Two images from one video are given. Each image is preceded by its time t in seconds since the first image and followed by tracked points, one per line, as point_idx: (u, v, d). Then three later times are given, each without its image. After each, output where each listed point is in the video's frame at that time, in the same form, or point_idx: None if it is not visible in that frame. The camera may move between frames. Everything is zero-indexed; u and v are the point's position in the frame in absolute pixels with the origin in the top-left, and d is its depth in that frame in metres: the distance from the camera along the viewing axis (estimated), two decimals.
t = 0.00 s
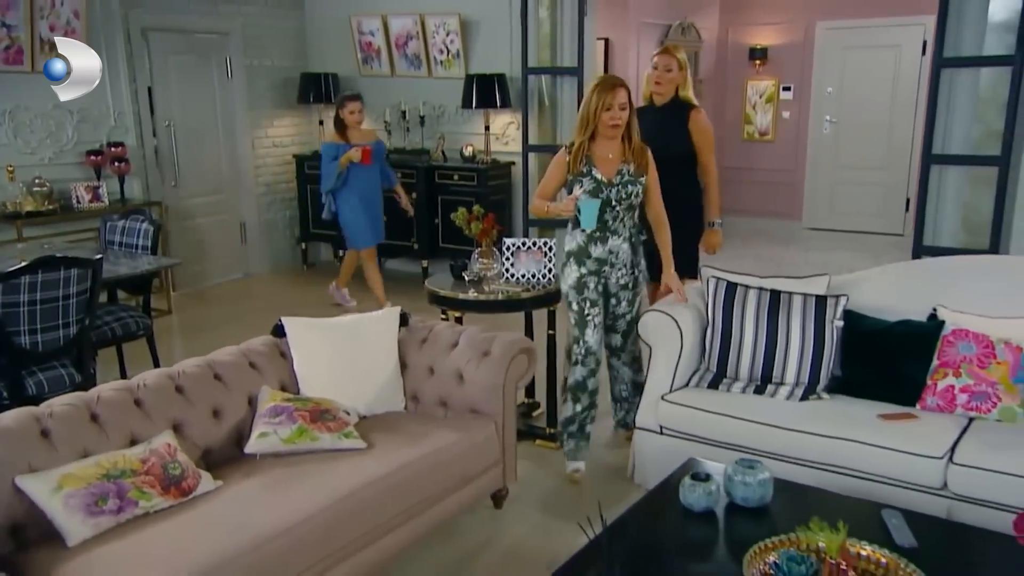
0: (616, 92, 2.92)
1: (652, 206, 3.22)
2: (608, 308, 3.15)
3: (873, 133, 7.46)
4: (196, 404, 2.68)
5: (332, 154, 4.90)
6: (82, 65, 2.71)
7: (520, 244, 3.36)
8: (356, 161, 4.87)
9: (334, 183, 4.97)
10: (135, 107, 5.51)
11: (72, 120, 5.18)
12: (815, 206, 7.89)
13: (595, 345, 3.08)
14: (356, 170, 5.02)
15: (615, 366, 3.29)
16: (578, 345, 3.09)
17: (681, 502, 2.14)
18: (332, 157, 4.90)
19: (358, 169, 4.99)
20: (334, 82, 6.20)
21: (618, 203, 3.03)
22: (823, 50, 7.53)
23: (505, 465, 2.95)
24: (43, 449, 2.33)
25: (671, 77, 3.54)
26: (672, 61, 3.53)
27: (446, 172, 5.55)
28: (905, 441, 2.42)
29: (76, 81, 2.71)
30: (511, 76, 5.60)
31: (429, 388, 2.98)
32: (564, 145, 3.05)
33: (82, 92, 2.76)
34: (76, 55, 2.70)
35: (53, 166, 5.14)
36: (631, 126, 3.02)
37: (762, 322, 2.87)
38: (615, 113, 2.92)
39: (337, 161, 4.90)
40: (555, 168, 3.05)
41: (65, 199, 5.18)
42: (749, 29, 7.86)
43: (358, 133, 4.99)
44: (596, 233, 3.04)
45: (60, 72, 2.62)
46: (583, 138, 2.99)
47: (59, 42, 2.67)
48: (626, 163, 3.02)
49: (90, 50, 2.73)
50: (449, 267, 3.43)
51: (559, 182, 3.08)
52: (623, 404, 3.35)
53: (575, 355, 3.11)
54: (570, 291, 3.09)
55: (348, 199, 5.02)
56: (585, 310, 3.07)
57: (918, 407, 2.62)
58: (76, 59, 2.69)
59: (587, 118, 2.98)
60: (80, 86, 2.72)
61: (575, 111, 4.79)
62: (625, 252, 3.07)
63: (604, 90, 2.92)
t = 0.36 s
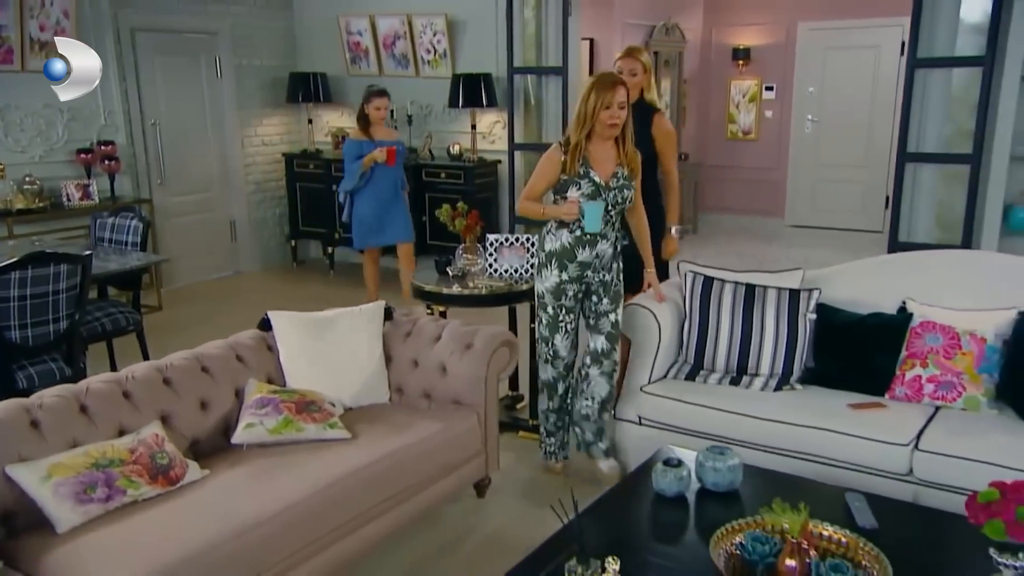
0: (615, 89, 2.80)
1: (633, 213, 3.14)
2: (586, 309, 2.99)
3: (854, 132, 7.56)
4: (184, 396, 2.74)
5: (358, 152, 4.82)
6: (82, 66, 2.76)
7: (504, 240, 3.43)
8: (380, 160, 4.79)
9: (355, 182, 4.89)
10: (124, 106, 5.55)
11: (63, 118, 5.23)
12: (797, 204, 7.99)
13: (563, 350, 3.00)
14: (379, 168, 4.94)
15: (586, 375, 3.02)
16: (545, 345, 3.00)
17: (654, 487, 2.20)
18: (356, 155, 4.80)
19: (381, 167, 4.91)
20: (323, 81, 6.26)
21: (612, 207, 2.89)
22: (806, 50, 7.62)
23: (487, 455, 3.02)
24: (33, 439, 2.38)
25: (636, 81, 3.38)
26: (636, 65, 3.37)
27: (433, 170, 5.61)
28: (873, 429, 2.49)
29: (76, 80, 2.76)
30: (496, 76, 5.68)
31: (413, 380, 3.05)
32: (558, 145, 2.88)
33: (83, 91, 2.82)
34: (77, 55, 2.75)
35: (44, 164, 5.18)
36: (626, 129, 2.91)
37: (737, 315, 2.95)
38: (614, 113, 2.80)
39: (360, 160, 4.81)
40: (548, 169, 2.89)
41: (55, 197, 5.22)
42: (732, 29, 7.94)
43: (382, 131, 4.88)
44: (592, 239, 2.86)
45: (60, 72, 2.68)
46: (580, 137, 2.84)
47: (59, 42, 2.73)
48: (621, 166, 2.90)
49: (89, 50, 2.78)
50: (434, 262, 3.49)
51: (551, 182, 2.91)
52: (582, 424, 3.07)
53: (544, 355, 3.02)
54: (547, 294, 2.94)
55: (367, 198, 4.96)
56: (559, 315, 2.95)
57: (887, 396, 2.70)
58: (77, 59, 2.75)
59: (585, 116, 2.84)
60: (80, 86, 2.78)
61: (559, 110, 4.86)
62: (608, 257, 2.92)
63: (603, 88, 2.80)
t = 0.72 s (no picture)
0: (636, 91, 2.67)
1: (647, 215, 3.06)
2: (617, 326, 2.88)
3: (837, 132, 7.66)
4: (173, 389, 2.79)
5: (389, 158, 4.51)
6: (82, 66, 2.83)
7: (488, 237, 3.49)
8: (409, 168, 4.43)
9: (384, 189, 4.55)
10: (115, 105, 5.60)
11: (54, 118, 5.27)
12: (781, 203, 8.07)
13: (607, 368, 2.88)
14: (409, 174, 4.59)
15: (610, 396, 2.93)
16: (585, 367, 2.88)
17: (630, 475, 2.27)
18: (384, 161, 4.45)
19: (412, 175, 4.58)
20: (313, 81, 6.32)
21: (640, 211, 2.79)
22: (789, 51, 7.70)
23: (471, 447, 3.09)
24: (25, 431, 2.43)
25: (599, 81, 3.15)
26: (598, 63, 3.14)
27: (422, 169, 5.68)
28: (841, 419, 2.58)
29: (76, 80, 2.83)
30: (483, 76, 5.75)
31: (398, 374, 3.11)
32: (580, 151, 2.73)
33: (82, 91, 2.88)
34: (77, 55, 2.82)
35: (36, 163, 5.22)
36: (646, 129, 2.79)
37: (714, 309, 3.02)
38: (636, 115, 2.68)
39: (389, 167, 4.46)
40: (572, 179, 2.74)
41: (47, 195, 5.26)
42: (717, 30, 8.02)
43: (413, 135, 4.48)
44: (626, 249, 2.76)
45: (60, 71, 2.77)
46: (603, 142, 2.69)
47: (60, 42, 2.80)
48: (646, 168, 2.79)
49: (90, 50, 2.86)
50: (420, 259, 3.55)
51: (577, 192, 2.76)
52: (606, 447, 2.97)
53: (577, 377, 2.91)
54: (581, 310, 2.83)
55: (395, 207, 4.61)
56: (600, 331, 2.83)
57: (859, 388, 2.79)
58: (76, 59, 2.81)
59: (605, 120, 2.69)
60: (80, 86, 2.85)
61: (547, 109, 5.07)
62: (639, 264, 2.82)
63: (622, 91, 2.66)
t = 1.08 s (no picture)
0: (674, 93, 2.44)
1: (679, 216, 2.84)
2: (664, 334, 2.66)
3: (823, 130, 7.73)
4: (166, 382, 2.84)
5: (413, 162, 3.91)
6: (82, 66, 2.89)
7: (476, 234, 3.54)
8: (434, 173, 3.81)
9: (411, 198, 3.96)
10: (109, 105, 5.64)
11: (48, 117, 5.32)
12: (768, 201, 8.14)
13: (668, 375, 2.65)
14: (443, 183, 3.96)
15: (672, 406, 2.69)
16: (653, 379, 2.61)
17: (611, 464, 2.31)
18: (411, 167, 3.92)
19: (441, 179, 3.91)
20: (304, 81, 6.38)
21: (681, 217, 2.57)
22: (776, 51, 7.79)
23: (459, 439, 3.15)
24: (20, 423, 2.48)
25: (561, 80, 3.17)
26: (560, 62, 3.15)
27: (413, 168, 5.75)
28: (818, 410, 2.65)
29: (75, 80, 2.88)
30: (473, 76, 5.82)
31: (388, 367, 3.17)
32: (617, 158, 2.49)
33: (82, 91, 2.94)
34: (78, 56, 2.88)
35: (30, 162, 5.26)
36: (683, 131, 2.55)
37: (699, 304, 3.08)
38: (674, 119, 2.45)
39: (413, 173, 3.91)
40: (612, 190, 2.49)
41: (41, 194, 5.31)
42: (704, 31, 8.10)
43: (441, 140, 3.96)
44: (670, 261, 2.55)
45: (60, 72, 2.83)
46: (639, 148, 2.46)
47: (60, 42, 2.85)
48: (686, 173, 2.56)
49: (90, 51, 2.92)
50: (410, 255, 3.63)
51: (616, 202, 2.52)
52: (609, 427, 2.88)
53: (643, 396, 2.63)
54: (632, 320, 2.60)
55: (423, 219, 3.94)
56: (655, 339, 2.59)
57: (836, 379, 2.86)
58: (76, 59, 2.87)
59: (640, 124, 2.47)
60: (79, 86, 2.91)
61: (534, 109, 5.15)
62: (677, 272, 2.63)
63: (658, 93, 2.43)
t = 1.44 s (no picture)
0: (721, 94, 2.39)
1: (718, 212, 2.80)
2: (701, 339, 2.61)
3: (809, 130, 7.83)
4: (158, 376, 2.89)
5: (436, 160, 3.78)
6: (82, 66, 2.90)
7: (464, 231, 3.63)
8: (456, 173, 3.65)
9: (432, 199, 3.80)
10: (103, 104, 5.68)
11: (41, 116, 5.35)
12: (755, 200, 8.24)
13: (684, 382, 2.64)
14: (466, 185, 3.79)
15: (719, 414, 2.62)
16: (660, 384, 2.63)
17: (592, 452, 2.35)
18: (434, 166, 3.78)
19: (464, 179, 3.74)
20: (296, 81, 6.43)
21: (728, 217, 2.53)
22: (762, 52, 7.88)
23: (446, 432, 3.22)
24: (14, 414, 2.52)
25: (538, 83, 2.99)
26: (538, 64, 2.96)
27: (403, 167, 5.82)
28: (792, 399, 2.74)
29: (76, 81, 2.89)
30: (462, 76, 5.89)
31: (377, 362, 3.23)
32: (664, 163, 2.43)
33: (82, 92, 2.95)
34: (77, 56, 2.89)
35: (23, 161, 5.29)
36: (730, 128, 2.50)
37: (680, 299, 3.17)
38: (722, 119, 2.40)
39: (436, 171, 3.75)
40: (663, 200, 2.43)
41: (35, 192, 5.34)
42: (691, 32, 8.18)
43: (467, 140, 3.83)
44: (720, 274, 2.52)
45: (59, 72, 2.82)
46: (685, 151, 2.42)
47: (60, 43, 2.84)
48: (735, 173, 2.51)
49: (90, 51, 2.93)
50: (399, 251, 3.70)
51: (665, 208, 2.47)
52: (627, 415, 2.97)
53: (647, 396, 2.66)
54: (662, 324, 2.59)
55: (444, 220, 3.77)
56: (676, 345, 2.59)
57: (814, 372, 2.93)
58: (76, 60, 2.88)
59: (686, 126, 2.41)
60: (80, 87, 2.92)
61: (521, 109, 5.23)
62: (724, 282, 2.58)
63: (706, 93, 2.38)
